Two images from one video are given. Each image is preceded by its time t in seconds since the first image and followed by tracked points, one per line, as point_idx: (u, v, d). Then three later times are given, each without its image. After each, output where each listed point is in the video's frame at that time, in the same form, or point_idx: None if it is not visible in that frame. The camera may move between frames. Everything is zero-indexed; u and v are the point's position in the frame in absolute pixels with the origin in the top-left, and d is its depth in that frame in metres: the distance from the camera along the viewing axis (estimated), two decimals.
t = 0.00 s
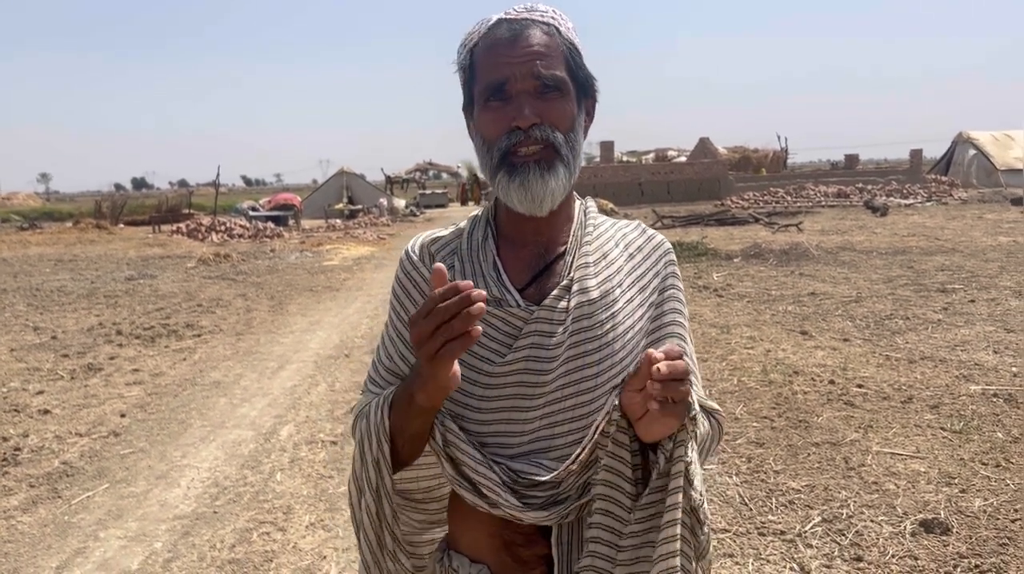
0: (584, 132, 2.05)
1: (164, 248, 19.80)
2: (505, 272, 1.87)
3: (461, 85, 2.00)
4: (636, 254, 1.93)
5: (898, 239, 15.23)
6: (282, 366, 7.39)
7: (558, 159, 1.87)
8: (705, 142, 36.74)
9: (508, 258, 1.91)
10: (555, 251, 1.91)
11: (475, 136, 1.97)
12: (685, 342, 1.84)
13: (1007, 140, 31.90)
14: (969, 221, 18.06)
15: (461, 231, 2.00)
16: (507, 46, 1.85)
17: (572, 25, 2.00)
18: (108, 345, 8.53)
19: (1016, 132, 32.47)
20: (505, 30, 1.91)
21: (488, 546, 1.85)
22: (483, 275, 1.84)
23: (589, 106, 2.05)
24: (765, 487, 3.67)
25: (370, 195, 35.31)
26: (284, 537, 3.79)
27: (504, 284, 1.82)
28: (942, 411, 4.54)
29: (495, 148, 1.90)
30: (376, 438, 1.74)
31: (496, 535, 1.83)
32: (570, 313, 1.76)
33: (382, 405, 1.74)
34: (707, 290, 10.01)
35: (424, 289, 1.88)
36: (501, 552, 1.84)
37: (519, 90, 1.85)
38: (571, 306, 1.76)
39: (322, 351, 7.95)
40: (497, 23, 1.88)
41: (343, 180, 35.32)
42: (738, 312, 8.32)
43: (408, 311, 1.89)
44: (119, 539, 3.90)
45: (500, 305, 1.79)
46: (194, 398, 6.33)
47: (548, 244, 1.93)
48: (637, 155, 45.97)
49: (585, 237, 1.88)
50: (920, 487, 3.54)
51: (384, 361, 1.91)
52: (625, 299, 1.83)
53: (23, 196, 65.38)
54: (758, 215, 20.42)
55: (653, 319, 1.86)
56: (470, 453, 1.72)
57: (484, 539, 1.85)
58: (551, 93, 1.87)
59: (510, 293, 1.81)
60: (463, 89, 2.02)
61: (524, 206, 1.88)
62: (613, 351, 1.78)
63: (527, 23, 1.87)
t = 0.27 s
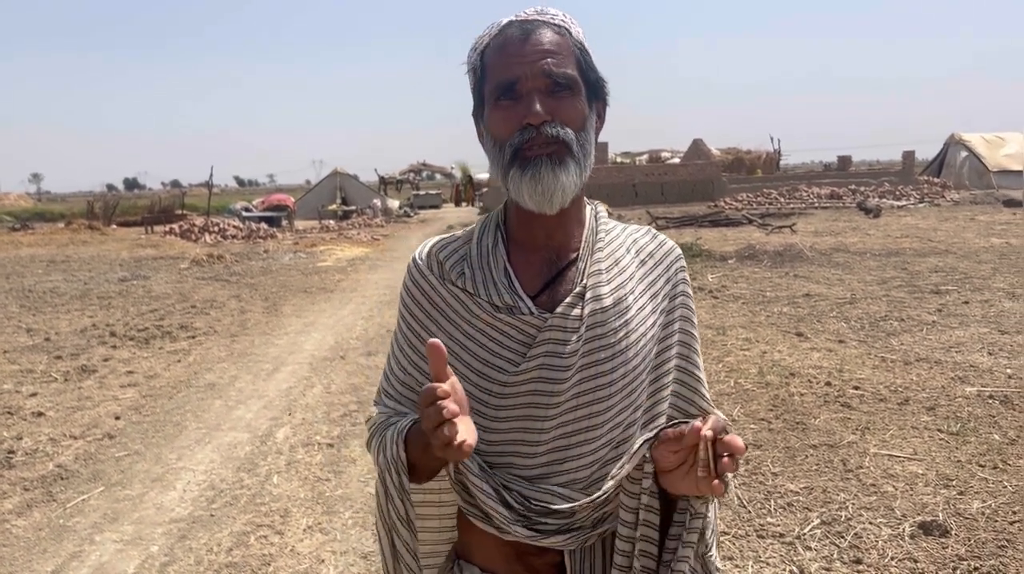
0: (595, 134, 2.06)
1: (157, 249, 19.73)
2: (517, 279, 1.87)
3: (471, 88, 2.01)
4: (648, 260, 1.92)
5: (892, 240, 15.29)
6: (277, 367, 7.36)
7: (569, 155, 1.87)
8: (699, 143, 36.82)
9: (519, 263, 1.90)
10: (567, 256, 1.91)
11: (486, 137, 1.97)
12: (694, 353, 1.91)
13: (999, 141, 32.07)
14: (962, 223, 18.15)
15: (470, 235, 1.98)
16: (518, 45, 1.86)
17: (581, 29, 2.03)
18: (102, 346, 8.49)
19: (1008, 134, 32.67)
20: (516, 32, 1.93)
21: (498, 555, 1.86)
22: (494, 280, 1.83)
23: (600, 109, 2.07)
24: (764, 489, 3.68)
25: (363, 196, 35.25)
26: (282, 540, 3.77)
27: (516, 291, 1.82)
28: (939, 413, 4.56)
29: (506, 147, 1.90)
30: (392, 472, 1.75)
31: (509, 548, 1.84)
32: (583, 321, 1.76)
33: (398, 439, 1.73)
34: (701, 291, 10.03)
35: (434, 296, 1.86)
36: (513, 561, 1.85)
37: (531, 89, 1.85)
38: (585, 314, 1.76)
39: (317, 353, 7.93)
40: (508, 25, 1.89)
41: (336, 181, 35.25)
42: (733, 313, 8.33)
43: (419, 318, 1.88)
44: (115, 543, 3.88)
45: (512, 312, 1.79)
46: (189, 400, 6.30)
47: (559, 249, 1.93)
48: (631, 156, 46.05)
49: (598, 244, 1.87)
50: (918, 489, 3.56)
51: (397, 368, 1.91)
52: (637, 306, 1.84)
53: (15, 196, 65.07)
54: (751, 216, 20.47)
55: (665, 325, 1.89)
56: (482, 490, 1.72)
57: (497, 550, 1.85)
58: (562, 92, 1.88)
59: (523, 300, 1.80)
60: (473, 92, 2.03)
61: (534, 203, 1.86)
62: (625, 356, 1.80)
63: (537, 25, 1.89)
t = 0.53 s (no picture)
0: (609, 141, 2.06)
1: (148, 250, 19.63)
2: (530, 288, 1.87)
3: (485, 93, 2.00)
4: (662, 269, 1.93)
5: (883, 243, 15.36)
6: (270, 370, 7.33)
7: (584, 164, 1.87)
8: (691, 146, 36.93)
9: (532, 273, 1.90)
10: (579, 266, 1.92)
11: (499, 142, 1.97)
12: (706, 364, 1.92)
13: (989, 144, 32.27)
14: (952, 225, 18.26)
15: (482, 243, 1.98)
16: (534, 51, 1.86)
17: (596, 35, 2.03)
18: (93, 349, 8.43)
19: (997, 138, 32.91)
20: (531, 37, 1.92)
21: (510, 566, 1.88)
22: (506, 290, 1.83)
23: (615, 116, 2.07)
24: (761, 493, 3.69)
25: (355, 198, 35.18)
26: (278, 545, 3.75)
27: (529, 301, 1.82)
28: (935, 416, 4.58)
29: (520, 154, 1.90)
30: (402, 484, 1.76)
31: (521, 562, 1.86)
32: (597, 331, 1.76)
33: (411, 451, 1.73)
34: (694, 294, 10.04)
35: (446, 304, 1.85)
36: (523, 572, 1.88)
37: (546, 95, 1.85)
38: (598, 324, 1.76)
39: (311, 356, 7.91)
40: (524, 29, 1.89)
41: (327, 183, 35.18)
42: (726, 317, 8.35)
43: (431, 327, 1.88)
44: (109, 548, 3.85)
45: (525, 322, 1.78)
46: (182, 404, 6.27)
47: (572, 258, 1.93)
48: (623, 159, 46.13)
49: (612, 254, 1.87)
50: (916, 494, 3.57)
51: (410, 376, 1.92)
52: (651, 315, 1.84)
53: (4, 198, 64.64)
54: (743, 219, 20.53)
55: (679, 337, 1.90)
56: (495, 500, 1.72)
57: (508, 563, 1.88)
58: (578, 99, 1.88)
59: (535, 309, 1.80)
60: (486, 97, 2.02)
61: (549, 211, 1.86)
62: (639, 367, 1.80)
63: (553, 31, 1.89)
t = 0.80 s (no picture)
0: (619, 141, 2.07)
1: (136, 251, 19.49)
2: (539, 290, 1.88)
3: (493, 94, 2.01)
4: (673, 271, 1.95)
5: (872, 246, 15.45)
6: (261, 373, 7.29)
7: (593, 164, 1.88)
8: (681, 149, 37.07)
9: (541, 275, 1.91)
10: (589, 269, 1.93)
11: (508, 143, 1.98)
12: (716, 366, 1.95)
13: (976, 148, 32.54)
14: (940, 228, 18.40)
15: (490, 244, 1.99)
16: (543, 51, 1.88)
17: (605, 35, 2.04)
18: (82, 351, 8.36)
19: (984, 142, 33.21)
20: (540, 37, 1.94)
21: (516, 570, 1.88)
22: (515, 292, 1.84)
23: (625, 116, 2.08)
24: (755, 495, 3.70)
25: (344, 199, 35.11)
26: (271, 549, 3.72)
27: (538, 304, 1.82)
28: (927, 418, 4.60)
29: (528, 154, 1.91)
30: (408, 488, 1.76)
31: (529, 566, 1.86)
32: (607, 334, 1.77)
33: (420, 453, 1.74)
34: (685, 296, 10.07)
35: (455, 306, 1.86)
36: None
37: (555, 96, 1.86)
38: (609, 327, 1.77)
39: (302, 358, 7.87)
40: (533, 30, 1.91)
41: (317, 184, 35.08)
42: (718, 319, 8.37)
43: (440, 329, 1.89)
44: (100, 552, 3.81)
45: (534, 325, 1.79)
46: (173, 406, 6.22)
47: (582, 260, 1.94)
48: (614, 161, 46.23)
49: (623, 257, 1.88)
50: (910, 496, 3.59)
51: (419, 379, 1.93)
52: (661, 319, 1.86)
53: None
54: (733, 221, 20.61)
55: (689, 340, 1.92)
56: (503, 504, 1.74)
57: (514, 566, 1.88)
58: (588, 99, 1.89)
59: (545, 312, 1.81)
60: (494, 98, 2.03)
61: (559, 213, 1.87)
62: (649, 370, 1.81)
63: (562, 31, 1.90)
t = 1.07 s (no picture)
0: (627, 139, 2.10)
1: (122, 252, 19.34)
2: (547, 292, 1.90)
3: (501, 94, 2.04)
4: (680, 273, 1.98)
5: (859, 249, 15.56)
6: (250, 374, 7.24)
7: (602, 164, 1.91)
8: (669, 151, 37.22)
9: (549, 277, 1.94)
10: (597, 270, 1.96)
11: (515, 143, 2.01)
12: (724, 367, 1.98)
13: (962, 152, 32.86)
14: (926, 232, 18.56)
15: (497, 245, 2.01)
16: (550, 51, 1.91)
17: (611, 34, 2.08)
18: (68, 352, 8.28)
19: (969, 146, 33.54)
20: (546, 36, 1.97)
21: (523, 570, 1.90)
22: (522, 293, 1.86)
23: (632, 115, 2.11)
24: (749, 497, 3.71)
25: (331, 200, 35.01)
26: (263, 552, 3.70)
27: (546, 305, 1.85)
28: (918, 421, 4.63)
29: (536, 154, 1.93)
30: (416, 492, 1.76)
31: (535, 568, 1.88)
32: (616, 336, 1.79)
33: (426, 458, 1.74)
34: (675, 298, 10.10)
35: (461, 308, 1.88)
36: None
37: (563, 95, 1.89)
38: (617, 329, 1.79)
39: (291, 359, 7.82)
40: (539, 29, 1.94)
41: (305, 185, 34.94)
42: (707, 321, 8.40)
43: (446, 331, 1.91)
44: (89, 556, 3.77)
45: (541, 326, 1.81)
46: (161, 408, 6.17)
47: (589, 261, 1.98)
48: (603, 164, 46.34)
49: (630, 259, 1.91)
50: (903, 498, 3.61)
51: (424, 381, 1.95)
52: (668, 321, 1.89)
53: None
54: (721, 224, 20.71)
55: (696, 342, 1.95)
56: (509, 509, 1.76)
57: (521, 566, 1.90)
58: (595, 99, 1.92)
59: (552, 313, 1.83)
60: (502, 98, 2.06)
61: (567, 213, 1.89)
62: (658, 371, 1.84)
63: (569, 29, 1.94)
